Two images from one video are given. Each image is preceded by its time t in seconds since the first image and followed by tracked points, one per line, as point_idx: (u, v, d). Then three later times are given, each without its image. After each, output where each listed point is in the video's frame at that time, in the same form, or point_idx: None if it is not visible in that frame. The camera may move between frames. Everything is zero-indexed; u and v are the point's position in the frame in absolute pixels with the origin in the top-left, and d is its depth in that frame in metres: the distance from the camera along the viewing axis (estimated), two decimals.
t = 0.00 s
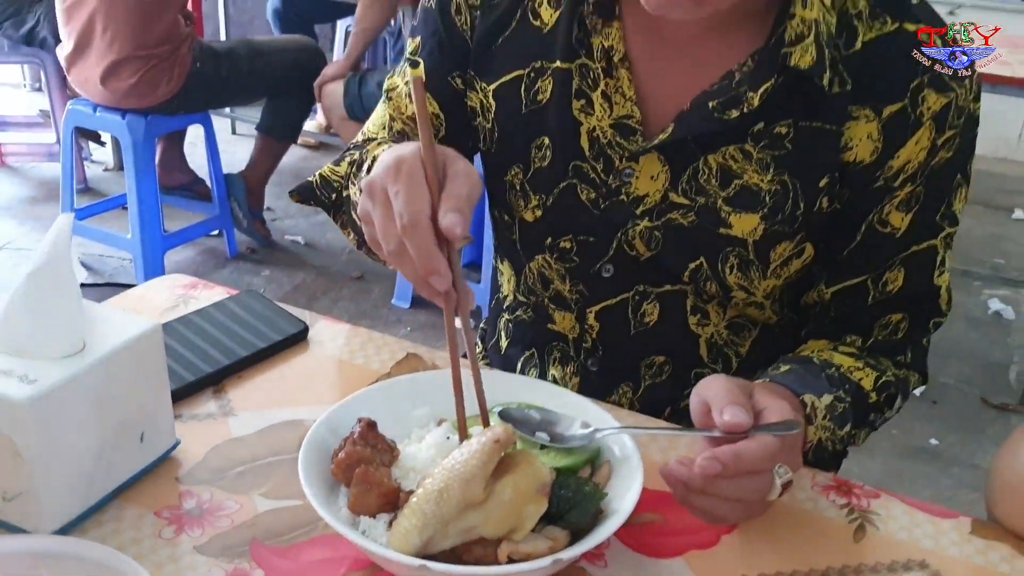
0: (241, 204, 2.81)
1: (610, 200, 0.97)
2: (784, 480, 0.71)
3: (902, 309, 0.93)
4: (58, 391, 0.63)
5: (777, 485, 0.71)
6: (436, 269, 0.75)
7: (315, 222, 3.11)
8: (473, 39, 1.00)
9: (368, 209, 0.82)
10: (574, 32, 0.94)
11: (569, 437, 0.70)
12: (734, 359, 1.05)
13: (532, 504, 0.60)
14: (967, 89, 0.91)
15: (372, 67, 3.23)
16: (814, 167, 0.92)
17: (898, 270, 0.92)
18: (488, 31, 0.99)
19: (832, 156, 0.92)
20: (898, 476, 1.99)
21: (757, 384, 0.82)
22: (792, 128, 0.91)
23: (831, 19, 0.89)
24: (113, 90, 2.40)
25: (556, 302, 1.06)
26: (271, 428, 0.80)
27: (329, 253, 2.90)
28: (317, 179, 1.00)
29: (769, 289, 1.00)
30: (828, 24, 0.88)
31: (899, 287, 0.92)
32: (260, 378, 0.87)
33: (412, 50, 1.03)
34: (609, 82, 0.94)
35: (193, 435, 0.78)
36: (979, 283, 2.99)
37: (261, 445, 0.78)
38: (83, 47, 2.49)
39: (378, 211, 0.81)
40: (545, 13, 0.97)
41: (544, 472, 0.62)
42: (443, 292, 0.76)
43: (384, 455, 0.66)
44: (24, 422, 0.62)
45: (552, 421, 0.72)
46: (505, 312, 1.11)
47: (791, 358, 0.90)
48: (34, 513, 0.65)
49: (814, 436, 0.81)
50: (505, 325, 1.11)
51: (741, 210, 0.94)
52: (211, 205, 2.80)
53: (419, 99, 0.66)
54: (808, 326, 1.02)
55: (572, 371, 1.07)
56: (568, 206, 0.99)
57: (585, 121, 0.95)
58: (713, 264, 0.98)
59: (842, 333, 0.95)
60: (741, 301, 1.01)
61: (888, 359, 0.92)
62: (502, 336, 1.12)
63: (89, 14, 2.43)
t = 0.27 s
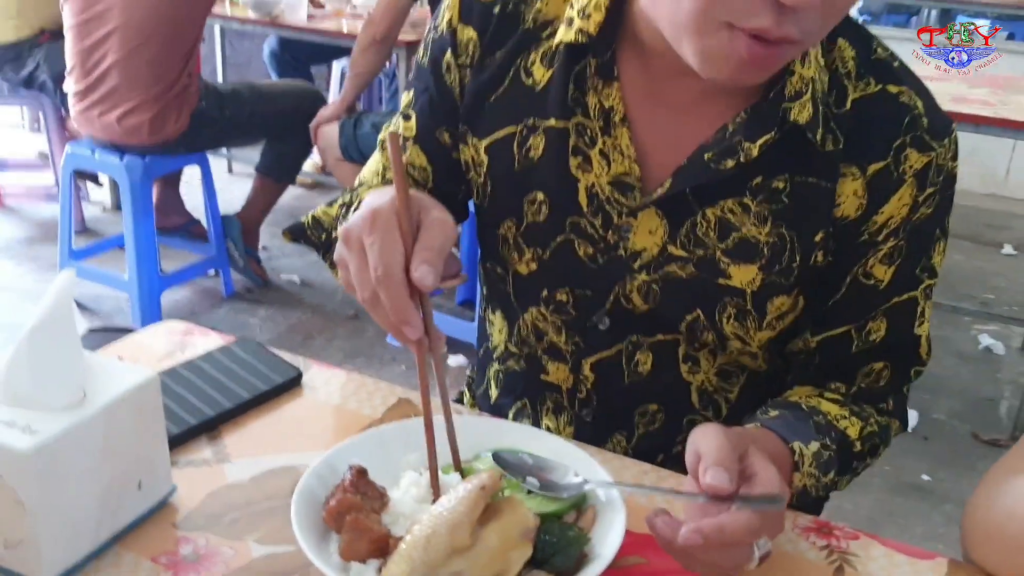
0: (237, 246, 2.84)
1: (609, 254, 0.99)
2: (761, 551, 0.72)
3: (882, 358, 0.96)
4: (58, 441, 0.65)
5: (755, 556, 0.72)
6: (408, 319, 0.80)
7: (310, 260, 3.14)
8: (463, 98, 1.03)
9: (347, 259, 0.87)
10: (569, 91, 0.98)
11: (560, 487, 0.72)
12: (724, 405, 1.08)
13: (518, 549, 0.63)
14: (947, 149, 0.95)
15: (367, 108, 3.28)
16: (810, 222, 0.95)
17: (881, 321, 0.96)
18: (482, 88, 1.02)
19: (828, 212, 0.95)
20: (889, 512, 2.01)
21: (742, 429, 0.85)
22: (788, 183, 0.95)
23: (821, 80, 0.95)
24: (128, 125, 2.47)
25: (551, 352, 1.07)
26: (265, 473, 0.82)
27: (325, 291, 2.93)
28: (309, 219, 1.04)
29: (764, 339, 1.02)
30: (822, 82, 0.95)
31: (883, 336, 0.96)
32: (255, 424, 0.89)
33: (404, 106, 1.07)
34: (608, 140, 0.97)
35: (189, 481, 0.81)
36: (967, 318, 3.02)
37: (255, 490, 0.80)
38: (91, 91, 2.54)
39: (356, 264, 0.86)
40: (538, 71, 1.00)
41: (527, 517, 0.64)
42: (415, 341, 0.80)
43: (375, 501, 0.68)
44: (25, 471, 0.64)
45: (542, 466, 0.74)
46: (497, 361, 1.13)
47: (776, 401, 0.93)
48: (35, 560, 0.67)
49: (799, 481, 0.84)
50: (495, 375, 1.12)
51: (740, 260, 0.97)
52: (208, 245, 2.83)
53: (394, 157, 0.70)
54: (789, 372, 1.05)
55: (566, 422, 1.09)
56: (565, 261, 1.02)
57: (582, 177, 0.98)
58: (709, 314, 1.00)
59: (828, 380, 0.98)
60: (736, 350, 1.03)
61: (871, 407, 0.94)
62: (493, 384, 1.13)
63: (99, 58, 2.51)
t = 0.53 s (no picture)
0: (236, 269, 2.88)
1: (603, 286, 1.00)
2: None
3: (869, 381, 0.99)
4: (59, 465, 0.67)
5: None
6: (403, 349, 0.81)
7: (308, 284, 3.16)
8: (449, 135, 1.06)
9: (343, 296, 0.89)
10: (560, 128, 0.99)
11: (558, 504, 0.73)
12: (712, 425, 1.09)
13: (509, 566, 0.64)
14: (923, 180, 0.99)
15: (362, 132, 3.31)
16: (800, 252, 0.98)
17: (862, 345, 0.99)
18: (470, 125, 1.05)
19: (814, 244, 0.98)
20: (886, 527, 2.02)
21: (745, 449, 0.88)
22: (778, 214, 0.97)
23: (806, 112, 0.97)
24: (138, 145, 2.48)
25: (542, 378, 1.09)
26: (262, 495, 0.84)
27: (322, 314, 2.95)
28: (301, 249, 1.06)
29: (755, 365, 1.04)
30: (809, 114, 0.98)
31: (864, 361, 0.99)
32: (252, 447, 0.91)
33: (393, 138, 1.11)
34: (603, 175, 0.98)
35: (188, 504, 0.82)
36: (961, 332, 3.05)
37: (253, 512, 0.82)
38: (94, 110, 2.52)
39: (351, 300, 0.87)
40: (525, 110, 1.03)
41: (519, 534, 0.66)
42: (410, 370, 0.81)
43: (370, 520, 0.70)
44: (27, 495, 0.65)
45: (546, 484, 0.75)
46: (488, 385, 1.14)
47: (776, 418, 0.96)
48: None
49: (796, 500, 0.88)
50: (486, 399, 1.14)
51: (734, 291, 0.99)
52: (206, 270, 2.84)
53: (385, 188, 0.72)
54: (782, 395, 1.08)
55: (557, 445, 1.10)
56: (558, 292, 1.03)
57: (577, 212, 1.00)
58: (704, 342, 1.01)
59: (813, 403, 1.01)
60: (728, 377, 1.05)
61: (864, 427, 0.98)
62: (485, 409, 1.15)
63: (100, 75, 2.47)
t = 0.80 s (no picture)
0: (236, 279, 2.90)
1: (605, 294, 1.01)
2: None
3: (873, 380, 1.01)
4: (71, 466, 0.68)
5: None
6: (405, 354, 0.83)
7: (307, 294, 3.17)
8: (447, 146, 1.08)
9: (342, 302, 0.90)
10: (561, 141, 1.00)
11: (570, 499, 0.74)
12: (711, 427, 1.10)
13: (517, 560, 0.65)
14: (919, 189, 1.00)
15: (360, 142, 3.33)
16: (801, 260, 0.99)
17: (863, 348, 1.01)
18: (470, 137, 1.06)
19: (814, 253, 0.99)
20: (885, 529, 2.03)
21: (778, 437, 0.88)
22: (779, 223, 0.98)
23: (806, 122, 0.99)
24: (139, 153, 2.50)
25: (543, 383, 1.10)
26: (271, 495, 0.85)
27: (322, 324, 2.96)
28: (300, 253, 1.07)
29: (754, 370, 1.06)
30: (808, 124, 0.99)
31: (866, 363, 1.01)
32: (260, 450, 0.92)
33: (391, 146, 1.12)
34: (605, 185, 0.99)
35: (197, 505, 0.83)
36: (958, 337, 3.06)
37: (262, 512, 0.83)
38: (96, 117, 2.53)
39: (350, 306, 0.89)
40: (524, 123, 1.04)
41: (526, 529, 0.67)
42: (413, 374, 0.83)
43: (379, 517, 0.71)
44: (40, 495, 0.66)
45: (558, 482, 0.76)
46: (489, 390, 1.16)
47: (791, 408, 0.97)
48: None
49: (815, 490, 0.89)
50: (488, 404, 1.16)
51: (735, 298, 1.00)
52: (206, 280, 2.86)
53: (379, 195, 0.73)
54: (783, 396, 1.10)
55: (558, 447, 1.12)
56: (560, 299, 1.04)
57: (580, 222, 1.01)
58: (705, 349, 1.03)
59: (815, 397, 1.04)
60: (727, 381, 1.07)
61: (872, 418, 1.00)
62: (487, 414, 1.16)
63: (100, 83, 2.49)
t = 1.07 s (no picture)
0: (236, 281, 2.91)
1: (608, 286, 1.02)
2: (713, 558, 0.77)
3: (864, 377, 1.00)
4: (78, 454, 0.68)
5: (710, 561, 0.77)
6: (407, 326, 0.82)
7: (307, 296, 3.18)
8: (450, 136, 1.09)
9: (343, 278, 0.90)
10: (566, 134, 1.01)
11: (572, 486, 0.74)
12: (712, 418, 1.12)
13: (520, 543, 0.66)
14: (918, 185, 1.00)
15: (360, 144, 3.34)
16: (804, 254, 0.99)
17: (857, 344, 1.00)
18: (474, 129, 1.07)
19: (815, 247, 0.99)
20: (886, 526, 2.04)
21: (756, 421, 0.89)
22: (781, 218, 0.99)
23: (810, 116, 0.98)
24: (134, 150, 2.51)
25: (544, 374, 1.10)
26: (275, 485, 0.86)
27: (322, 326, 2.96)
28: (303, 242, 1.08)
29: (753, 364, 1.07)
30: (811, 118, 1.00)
31: (859, 360, 1.00)
32: (264, 441, 0.92)
33: (396, 139, 1.12)
34: (609, 178, 1.00)
35: (202, 495, 0.84)
36: (958, 335, 3.07)
37: (267, 502, 0.83)
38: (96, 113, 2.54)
39: (352, 280, 0.89)
40: (528, 116, 1.04)
41: (529, 512, 0.68)
42: (416, 347, 0.82)
43: (383, 503, 0.71)
44: (47, 482, 0.67)
45: (560, 468, 0.76)
46: (490, 382, 1.16)
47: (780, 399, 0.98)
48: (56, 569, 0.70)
49: (792, 478, 0.89)
50: (490, 396, 1.16)
51: (737, 291, 1.01)
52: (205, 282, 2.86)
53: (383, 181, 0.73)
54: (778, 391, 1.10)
55: (560, 439, 1.12)
56: (561, 292, 1.04)
57: (583, 214, 1.02)
58: (705, 341, 1.04)
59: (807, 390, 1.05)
60: (727, 374, 1.08)
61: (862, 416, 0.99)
62: (488, 405, 1.16)
63: (101, 78, 2.49)
